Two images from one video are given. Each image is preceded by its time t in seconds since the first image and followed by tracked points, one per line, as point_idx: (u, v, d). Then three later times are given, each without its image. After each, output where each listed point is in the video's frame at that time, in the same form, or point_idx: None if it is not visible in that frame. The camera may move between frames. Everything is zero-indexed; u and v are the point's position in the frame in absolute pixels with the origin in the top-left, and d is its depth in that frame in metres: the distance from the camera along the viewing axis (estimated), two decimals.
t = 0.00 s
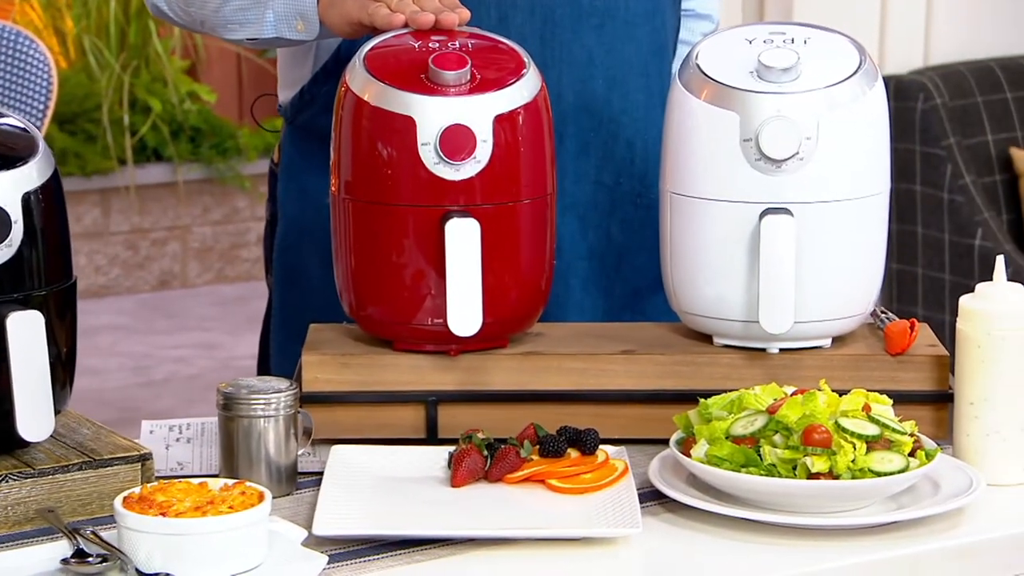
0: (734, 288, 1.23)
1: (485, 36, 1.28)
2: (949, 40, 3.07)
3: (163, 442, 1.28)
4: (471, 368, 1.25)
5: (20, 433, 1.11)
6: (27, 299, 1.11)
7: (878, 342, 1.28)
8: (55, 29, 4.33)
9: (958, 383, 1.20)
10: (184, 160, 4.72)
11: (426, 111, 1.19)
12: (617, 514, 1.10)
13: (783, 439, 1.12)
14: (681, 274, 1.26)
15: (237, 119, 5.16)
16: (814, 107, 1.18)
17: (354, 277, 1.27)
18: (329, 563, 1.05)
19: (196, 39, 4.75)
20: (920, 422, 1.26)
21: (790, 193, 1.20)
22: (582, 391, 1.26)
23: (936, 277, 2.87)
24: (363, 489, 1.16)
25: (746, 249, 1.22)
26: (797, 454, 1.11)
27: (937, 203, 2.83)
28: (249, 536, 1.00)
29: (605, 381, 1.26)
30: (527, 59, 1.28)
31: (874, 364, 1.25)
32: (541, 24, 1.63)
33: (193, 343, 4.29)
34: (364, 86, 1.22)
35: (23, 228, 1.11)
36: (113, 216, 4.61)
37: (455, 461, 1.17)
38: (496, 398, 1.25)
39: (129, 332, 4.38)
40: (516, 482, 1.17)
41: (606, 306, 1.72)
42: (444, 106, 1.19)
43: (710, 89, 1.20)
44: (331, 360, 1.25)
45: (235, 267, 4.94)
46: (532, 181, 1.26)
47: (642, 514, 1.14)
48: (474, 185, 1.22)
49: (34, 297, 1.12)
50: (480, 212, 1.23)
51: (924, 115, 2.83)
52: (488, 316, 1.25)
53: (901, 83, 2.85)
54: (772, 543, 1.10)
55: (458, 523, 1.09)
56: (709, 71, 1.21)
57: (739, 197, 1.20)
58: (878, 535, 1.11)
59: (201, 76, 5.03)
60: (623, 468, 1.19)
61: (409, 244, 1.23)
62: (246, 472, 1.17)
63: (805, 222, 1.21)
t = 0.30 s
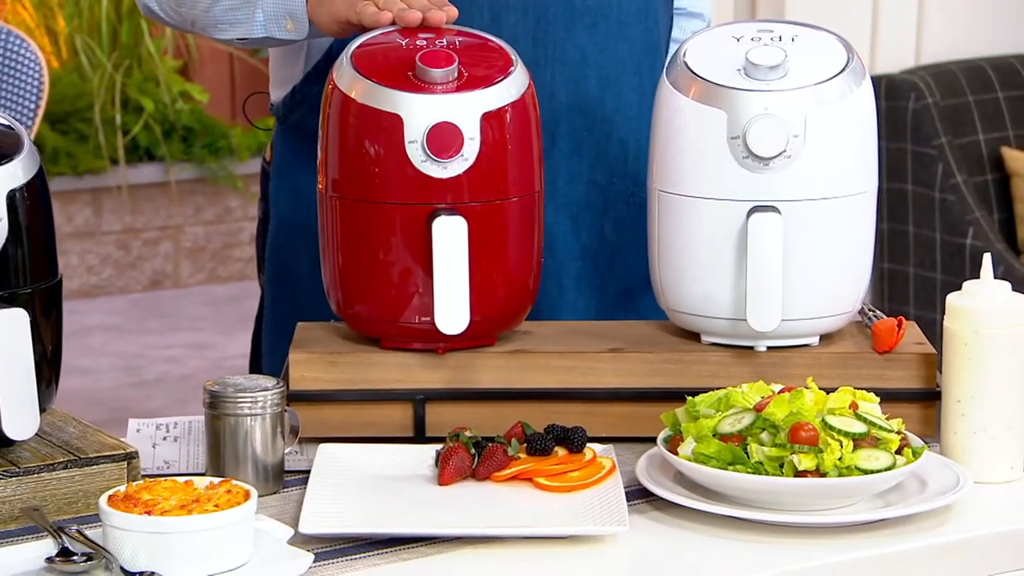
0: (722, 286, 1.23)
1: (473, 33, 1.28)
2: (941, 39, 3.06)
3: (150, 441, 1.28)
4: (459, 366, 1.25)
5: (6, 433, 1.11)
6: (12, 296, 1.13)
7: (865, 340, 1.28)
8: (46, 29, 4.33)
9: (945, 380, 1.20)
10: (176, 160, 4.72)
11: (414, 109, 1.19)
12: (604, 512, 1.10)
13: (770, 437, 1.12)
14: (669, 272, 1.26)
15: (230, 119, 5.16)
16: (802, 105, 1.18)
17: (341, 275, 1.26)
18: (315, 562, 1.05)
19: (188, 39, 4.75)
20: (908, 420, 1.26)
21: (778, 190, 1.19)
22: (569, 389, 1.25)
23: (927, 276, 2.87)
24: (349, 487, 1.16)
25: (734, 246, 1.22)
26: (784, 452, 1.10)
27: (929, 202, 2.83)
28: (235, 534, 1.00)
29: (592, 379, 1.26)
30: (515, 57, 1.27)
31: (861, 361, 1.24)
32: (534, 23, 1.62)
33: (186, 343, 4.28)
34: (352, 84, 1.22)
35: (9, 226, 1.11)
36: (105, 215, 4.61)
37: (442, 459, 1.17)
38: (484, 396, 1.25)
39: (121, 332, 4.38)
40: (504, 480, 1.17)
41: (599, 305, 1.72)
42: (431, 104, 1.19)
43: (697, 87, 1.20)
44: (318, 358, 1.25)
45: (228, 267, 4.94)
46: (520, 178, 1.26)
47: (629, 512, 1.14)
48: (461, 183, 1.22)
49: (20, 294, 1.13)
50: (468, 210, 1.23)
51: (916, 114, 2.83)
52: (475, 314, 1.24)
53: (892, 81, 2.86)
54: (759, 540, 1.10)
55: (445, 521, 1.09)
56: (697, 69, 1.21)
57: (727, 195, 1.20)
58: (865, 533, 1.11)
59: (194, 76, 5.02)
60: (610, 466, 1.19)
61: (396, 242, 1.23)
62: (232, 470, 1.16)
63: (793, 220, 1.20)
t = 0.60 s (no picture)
0: (715, 285, 1.23)
1: (465, 32, 1.28)
2: (936, 39, 3.06)
3: (143, 439, 1.28)
4: (451, 365, 1.25)
5: None
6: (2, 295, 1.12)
7: (858, 339, 1.28)
8: (42, 28, 4.32)
9: (937, 379, 1.19)
10: (172, 160, 4.71)
11: (406, 107, 1.19)
12: (596, 511, 1.10)
13: (763, 435, 1.11)
14: (662, 271, 1.26)
15: (226, 119, 5.15)
16: (796, 104, 1.18)
17: (334, 274, 1.26)
18: (307, 561, 1.05)
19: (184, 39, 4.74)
20: (900, 419, 1.26)
21: (772, 189, 1.19)
22: (561, 388, 1.25)
23: (923, 276, 2.87)
24: (342, 486, 1.16)
25: (727, 245, 1.21)
26: (777, 451, 1.10)
27: (924, 202, 2.82)
28: (227, 533, 1.00)
29: (585, 378, 1.25)
30: (508, 55, 1.27)
31: (854, 360, 1.24)
32: (538, 22, 1.62)
33: (182, 343, 4.28)
34: (344, 83, 1.22)
35: None
36: (100, 215, 4.61)
37: (435, 457, 1.17)
38: (476, 395, 1.24)
39: (116, 332, 4.37)
40: (496, 479, 1.17)
41: (603, 303, 1.72)
42: (424, 102, 1.19)
43: (691, 86, 1.20)
44: (311, 357, 1.25)
45: (224, 267, 4.94)
46: (513, 177, 1.25)
47: (621, 511, 1.14)
48: (455, 181, 1.22)
49: (11, 293, 1.13)
50: (461, 209, 1.23)
51: (911, 114, 2.83)
52: (469, 313, 1.24)
53: (887, 82, 2.85)
54: (752, 539, 1.09)
55: (437, 520, 1.09)
56: (691, 67, 1.20)
57: (721, 194, 1.20)
58: (858, 531, 1.11)
59: (190, 76, 5.02)
60: (603, 465, 1.19)
61: (389, 240, 1.23)
62: (225, 469, 1.16)
63: (788, 219, 1.20)
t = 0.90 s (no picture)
0: (713, 285, 1.22)
1: (462, 32, 1.27)
2: (934, 40, 3.06)
3: (140, 440, 1.28)
4: (449, 365, 1.25)
5: None
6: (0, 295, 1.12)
7: (856, 339, 1.28)
8: (40, 30, 4.32)
9: (935, 379, 1.19)
10: (171, 162, 4.71)
11: (403, 107, 1.19)
12: (594, 511, 1.10)
13: (760, 435, 1.12)
14: (660, 271, 1.25)
15: (224, 121, 5.15)
16: (793, 103, 1.17)
17: (331, 275, 1.26)
18: (304, 560, 1.05)
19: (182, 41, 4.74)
20: (899, 419, 1.26)
21: (769, 189, 1.19)
22: (559, 388, 1.25)
23: (920, 277, 2.87)
24: (339, 486, 1.15)
25: (725, 245, 1.21)
26: (774, 451, 1.10)
27: (923, 203, 2.82)
28: (224, 533, 1.00)
29: (583, 378, 1.25)
30: (505, 55, 1.27)
31: (852, 360, 1.24)
32: (537, 21, 1.62)
33: (180, 345, 4.27)
34: (342, 82, 1.22)
35: None
36: (99, 217, 4.60)
37: (432, 457, 1.17)
38: (473, 395, 1.24)
39: (114, 334, 4.37)
40: (494, 479, 1.17)
41: (604, 302, 1.73)
42: (421, 102, 1.19)
43: (688, 86, 1.19)
44: (309, 357, 1.24)
45: (223, 269, 4.93)
46: (511, 177, 1.25)
47: (619, 511, 1.14)
48: (452, 181, 1.22)
49: (9, 293, 1.13)
50: (459, 209, 1.23)
51: (909, 115, 2.83)
52: (466, 313, 1.24)
53: (885, 82, 2.85)
54: (750, 539, 1.09)
55: (434, 519, 1.09)
56: (688, 67, 1.20)
57: (719, 193, 1.20)
58: (856, 531, 1.11)
59: (188, 78, 5.02)
60: (601, 465, 1.18)
61: (387, 240, 1.23)
62: (222, 469, 1.16)
63: (786, 219, 1.20)
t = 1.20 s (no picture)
0: (713, 287, 1.22)
1: (462, 34, 1.27)
2: (934, 43, 3.06)
3: (140, 443, 1.28)
4: (450, 367, 1.25)
5: None
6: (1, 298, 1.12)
7: (857, 342, 1.28)
8: (41, 35, 4.32)
9: (936, 382, 1.19)
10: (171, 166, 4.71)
11: (404, 110, 1.19)
12: (595, 513, 1.10)
13: (761, 438, 1.12)
14: (661, 274, 1.25)
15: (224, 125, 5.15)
16: (794, 106, 1.17)
17: (332, 277, 1.26)
18: (305, 563, 1.05)
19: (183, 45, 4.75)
20: (899, 422, 1.26)
21: (770, 192, 1.19)
22: (559, 390, 1.25)
23: (921, 281, 2.87)
24: (340, 489, 1.15)
25: (726, 248, 1.21)
26: (775, 453, 1.10)
27: (924, 207, 2.82)
28: (225, 536, 0.99)
29: (583, 381, 1.25)
30: (505, 58, 1.27)
31: (853, 363, 1.24)
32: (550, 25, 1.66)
33: (181, 350, 4.27)
34: (343, 85, 1.22)
35: None
36: (99, 221, 4.60)
37: (433, 460, 1.17)
38: (474, 398, 1.24)
39: (115, 338, 4.37)
40: (495, 481, 1.17)
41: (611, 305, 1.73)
42: (422, 105, 1.19)
43: (688, 89, 1.19)
44: (309, 360, 1.24)
45: (223, 273, 4.95)
46: (511, 180, 1.25)
47: (620, 514, 1.14)
48: (453, 184, 1.22)
49: (9, 295, 1.13)
50: (460, 211, 1.22)
51: (909, 119, 2.83)
52: (467, 315, 1.24)
53: (886, 86, 2.84)
54: (750, 542, 1.09)
55: (435, 522, 1.09)
56: (689, 70, 1.20)
57: (720, 196, 1.20)
58: (856, 534, 1.10)
59: (188, 82, 5.02)
60: (601, 467, 1.18)
61: (387, 243, 1.23)
62: (222, 472, 1.16)
63: (787, 222, 1.20)
